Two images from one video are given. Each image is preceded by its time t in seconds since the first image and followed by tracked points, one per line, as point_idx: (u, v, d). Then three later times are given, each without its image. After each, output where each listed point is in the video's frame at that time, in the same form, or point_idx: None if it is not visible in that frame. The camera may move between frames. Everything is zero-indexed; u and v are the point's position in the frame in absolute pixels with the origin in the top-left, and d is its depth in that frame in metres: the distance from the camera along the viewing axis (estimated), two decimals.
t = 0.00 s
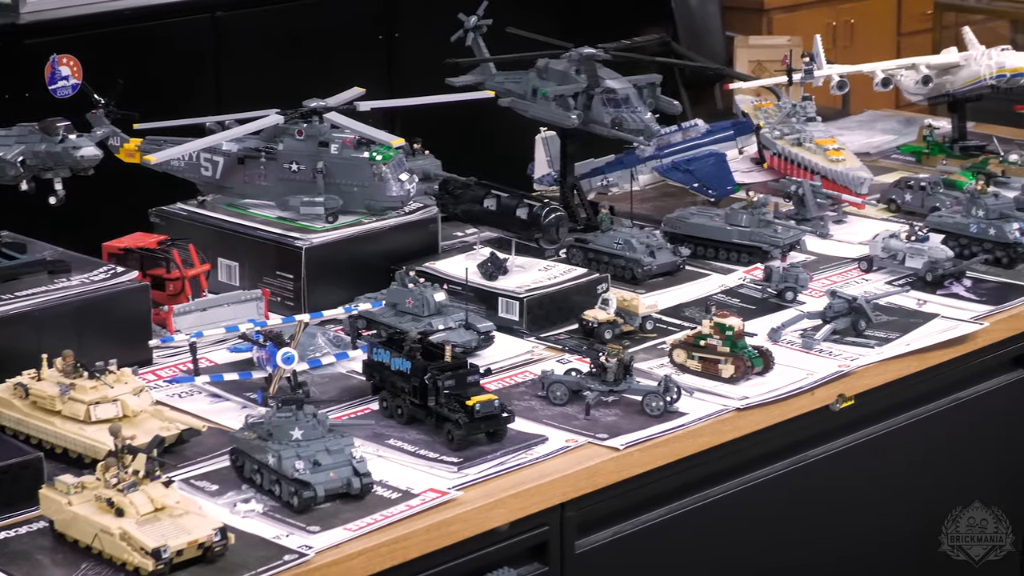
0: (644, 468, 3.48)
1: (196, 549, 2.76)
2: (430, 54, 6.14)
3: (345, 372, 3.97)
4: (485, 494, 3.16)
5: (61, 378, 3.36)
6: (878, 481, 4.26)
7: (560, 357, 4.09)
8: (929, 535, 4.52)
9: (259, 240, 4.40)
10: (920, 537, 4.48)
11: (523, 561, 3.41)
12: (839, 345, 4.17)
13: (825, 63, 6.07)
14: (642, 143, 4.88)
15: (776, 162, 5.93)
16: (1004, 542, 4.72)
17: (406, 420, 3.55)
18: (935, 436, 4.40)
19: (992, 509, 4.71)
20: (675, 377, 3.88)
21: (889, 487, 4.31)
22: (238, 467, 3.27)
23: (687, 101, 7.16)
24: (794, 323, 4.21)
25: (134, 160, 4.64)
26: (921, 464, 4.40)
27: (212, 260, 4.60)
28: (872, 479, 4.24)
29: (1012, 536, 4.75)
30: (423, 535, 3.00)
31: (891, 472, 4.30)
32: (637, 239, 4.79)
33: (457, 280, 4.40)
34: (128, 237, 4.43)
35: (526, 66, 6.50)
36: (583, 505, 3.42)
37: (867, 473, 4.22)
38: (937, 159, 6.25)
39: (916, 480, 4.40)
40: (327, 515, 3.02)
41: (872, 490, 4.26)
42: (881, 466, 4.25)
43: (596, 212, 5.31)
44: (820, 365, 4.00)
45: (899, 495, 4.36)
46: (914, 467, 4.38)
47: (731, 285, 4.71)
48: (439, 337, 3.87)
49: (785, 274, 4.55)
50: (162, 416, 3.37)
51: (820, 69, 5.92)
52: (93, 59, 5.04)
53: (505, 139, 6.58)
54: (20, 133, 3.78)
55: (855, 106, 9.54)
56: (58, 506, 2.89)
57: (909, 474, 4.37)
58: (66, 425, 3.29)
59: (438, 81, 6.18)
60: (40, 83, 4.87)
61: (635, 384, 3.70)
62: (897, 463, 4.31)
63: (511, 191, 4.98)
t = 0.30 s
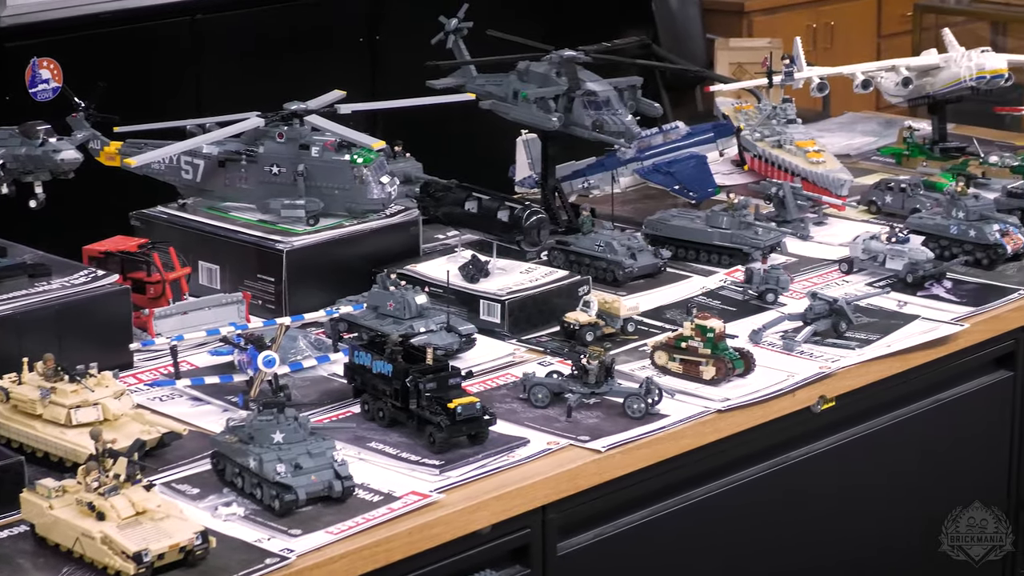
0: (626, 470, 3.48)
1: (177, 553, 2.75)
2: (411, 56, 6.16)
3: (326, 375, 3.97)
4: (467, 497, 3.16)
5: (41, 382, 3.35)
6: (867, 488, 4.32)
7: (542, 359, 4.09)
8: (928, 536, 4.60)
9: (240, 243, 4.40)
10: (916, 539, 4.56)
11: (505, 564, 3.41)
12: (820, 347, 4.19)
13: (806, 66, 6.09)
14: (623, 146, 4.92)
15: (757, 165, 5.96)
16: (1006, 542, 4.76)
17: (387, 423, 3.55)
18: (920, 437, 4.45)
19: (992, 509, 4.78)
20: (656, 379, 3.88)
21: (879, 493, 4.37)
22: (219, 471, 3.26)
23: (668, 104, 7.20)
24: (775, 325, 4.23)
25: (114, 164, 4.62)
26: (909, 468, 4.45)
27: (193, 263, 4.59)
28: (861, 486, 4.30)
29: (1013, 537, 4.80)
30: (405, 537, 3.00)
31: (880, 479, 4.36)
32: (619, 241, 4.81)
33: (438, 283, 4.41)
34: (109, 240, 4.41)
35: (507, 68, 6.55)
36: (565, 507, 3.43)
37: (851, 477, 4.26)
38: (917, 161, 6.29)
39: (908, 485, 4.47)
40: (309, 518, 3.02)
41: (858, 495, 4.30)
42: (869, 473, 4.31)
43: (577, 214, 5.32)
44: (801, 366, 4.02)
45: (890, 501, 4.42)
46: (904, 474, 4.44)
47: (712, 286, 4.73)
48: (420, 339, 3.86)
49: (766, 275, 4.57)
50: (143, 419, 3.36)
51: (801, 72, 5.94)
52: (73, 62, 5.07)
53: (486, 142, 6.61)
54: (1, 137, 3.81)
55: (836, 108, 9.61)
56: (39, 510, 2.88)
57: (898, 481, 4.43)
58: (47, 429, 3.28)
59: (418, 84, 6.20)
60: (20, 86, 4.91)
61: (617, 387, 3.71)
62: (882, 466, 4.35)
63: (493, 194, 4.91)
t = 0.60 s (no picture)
0: (610, 473, 3.49)
1: (161, 557, 2.75)
2: (395, 62, 6.14)
3: (311, 379, 3.97)
4: (451, 500, 3.16)
5: (25, 386, 3.34)
6: (856, 491, 4.36)
7: (527, 362, 4.09)
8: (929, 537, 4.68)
9: (224, 247, 4.39)
10: (912, 541, 4.62)
11: (490, 567, 3.41)
12: (804, 349, 4.21)
13: (789, 68, 6.11)
14: (607, 149, 4.91)
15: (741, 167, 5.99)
16: (1006, 542, 4.83)
17: (372, 427, 3.55)
18: (907, 439, 4.48)
19: (993, 509, 4.86)
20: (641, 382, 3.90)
21: (869, 497, 4.41)
22: (203, 475, 3.26)
23: (653, 107, 7.23)
24: (759, 328, 4.25)
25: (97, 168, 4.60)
26: (897, 471, 4.49)
27: (177, 267, 4.58)
28: (850, 490, 4.34)
29: (1013, 537, 4.87)
30: (389, 541, 3.00)
31: (870, 483, 4.40)
32: (603, 244, 4.80)
33: (423, 286, 4.40)
34: (93, 243, 4.40)
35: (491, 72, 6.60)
36: (549, 510, 3.43)
37: (838, 481, 4.28)
38: (901, 163, 6.33)
39: (903, 488, 4.53)
40: (294, 522, 3.01)
41: (846, 498, 4.33)
42: (858, 477, 4.35)
43: (561, 217, 5.33)
44: (785, 369, 4.03)
45: (880, 504, 4.46)
46: (895, 477, 4.49)
47: (697, 289, 4.74)
48: (405, 342, 3.87)
49: (750, 278, 4.58)
50: (127, 423, 3.34)
51: (785, 75, 5.96)
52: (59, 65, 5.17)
53: (472, 146, 6.63)
54: None
55: (820, 110, 9.67)
56: (23, 515, 2.87)
57: (888, 484, 4.47)
58: (31, 433, 3.27)
59: (401, 88, 6.18)
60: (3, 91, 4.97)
61: (602, 390, 3.72)
62: (870, 469, 4.38)
63: (477, 197, 5.02)
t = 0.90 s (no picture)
0: (597, 477, 3.49)
1: (147, 562, 2.74)
2: (381, 64, 6.26)
3: (297, 383, 3.96)
4: (438, 505, 3.16)
5: (11, 392, 3.33)
6: (845, 497, 4.38)
7: (513, 367, 4.10)
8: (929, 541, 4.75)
9: (210, 252, 4.39)
10: (906, 545, 4.67)
11: (477, 572, 3.41)
12: (790, 353, 4.22)
13: (775, 72, 6.13)
14: (592, 154, 4.90)
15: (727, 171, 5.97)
16: (1006, 542, 4.93)
17: (358, 432, 3.55)
18: (893, 443, 4.50)
19: (992, 509, 4.92)
20: (627, 386, 3.90)
21: (858, 503, 4.44)
22: (189, 480, 3.25)
23: (638, 111, 7.27)
24: (745, 332, 4.26)
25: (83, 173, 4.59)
26: (886, 476, 4.51)
27: (163, 272, 4.57)
28: (837, 495, 4.35)
29: (1012, 536, 4.96)
30: (376, 546, 2.99)
31: (860, 489, 4.43)
32: (589, 249, 4.81)
33: (409, 291, 4.41)
34: (79, 248, 4.39)
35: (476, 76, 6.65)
36: (536, 514, 3.43)
37: (826, 486, 4.30)
38: (886, 167, 6.34)
39: (894, 493, 4.57)
40: (280, 528, 3.01)
41: (835, 503, 4.35)
42: (847, 482, 4.37)
43: (547, 222, 5.34)
44: (771, 373, 4.04)
45: (868, 510, 4.49)
46: (883, 481, 4.51)
47: (683, 293, 4.76)
48: (391, 347, 3.86)
49: (736, 282, 4.59)
50: (113, 429, 3.35)
51: (770, 79, 5.98)
52: (40, 70, 5.20)
53: (458, 150, 6.77)
54: None
55: (805, 115, 9.74)
56: (9, 520, 2.87)
57: (876, 488, 4.49)
58: (17, 438, 3.26)
59: (388, 92, 6.29)
60: None
61: (588, 394, 3.71)
62: (859, 474, 4.41)
63: (463, 201, 4.97)
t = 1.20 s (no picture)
0: (585, 483, 3.50)
1: (135, 569, 2.74)
2: (370, 71, 6.37)
3: (284, 390, 3.96)
4: (425, 511, 3.16)
5: None
6: (834, 502, 4.40)
7: (501, 373, 4.10)
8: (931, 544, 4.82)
9: (197, 258, 4.39)
10: (900, 548, 4.70)
11: None
12: (778, 359, 4.23)
13: (762, 79, 6.15)
14: (580, 159, 4.93)
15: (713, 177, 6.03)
16: (1005, 542, 4.99)
17: (346, 438, 3.55)
18: (882, 448, 4.52)
19: (993, 509, 4.98)
20: (614, 392, 3.91)
21: (848, 508, 4.46)
22: (177, 487, 3.25)
23: (626, 118, 7.30)
24: (732, 337, 4.27)
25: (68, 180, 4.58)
26: (876, 481, 4.54)
27: (150, 278, 4.57)
28: (826, 500, 4.37)
29: (1012, 537, 5.03)
30: (363, 552, 2.99)
31: (849, 494, 4.45)
32: (577, 254, 4.81)
33: (397, 297, 4.41)
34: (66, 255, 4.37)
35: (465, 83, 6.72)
36: (524, 520, 3.44)
37: (814, 491, 4.32)
38: (873, 172, 6.36)
39: (883, 498, 4.59)
40: (267, 534, 3.01)
41: (826, 508, 4.38)
42: (836, 488, 4.39)
43: (535, 228, 5.35)
44: (759, 379, 4.05)
45: (859, 516, 4.51)
46: (872, 486, 4.53)
47: (670, 299, 4.77)
48: (379, 353, 3.85)
49: (723, 288, 4.60)
50: (100, 436, 3.34)
51: (757, 85, 6.00)
52: (28, 78, 5.22)
53: (447, 157, 6.81)
54: None
55: (791, 120, 9.80)
56: None
57: (865, 493, 4.51)
58: (4, 446, 3.25)
59: (376, 97, 6.43)
60: None
61: (576, 400, 3.72)
62: (847, 480, 4.43)
63: (451, 207, 5.02)
